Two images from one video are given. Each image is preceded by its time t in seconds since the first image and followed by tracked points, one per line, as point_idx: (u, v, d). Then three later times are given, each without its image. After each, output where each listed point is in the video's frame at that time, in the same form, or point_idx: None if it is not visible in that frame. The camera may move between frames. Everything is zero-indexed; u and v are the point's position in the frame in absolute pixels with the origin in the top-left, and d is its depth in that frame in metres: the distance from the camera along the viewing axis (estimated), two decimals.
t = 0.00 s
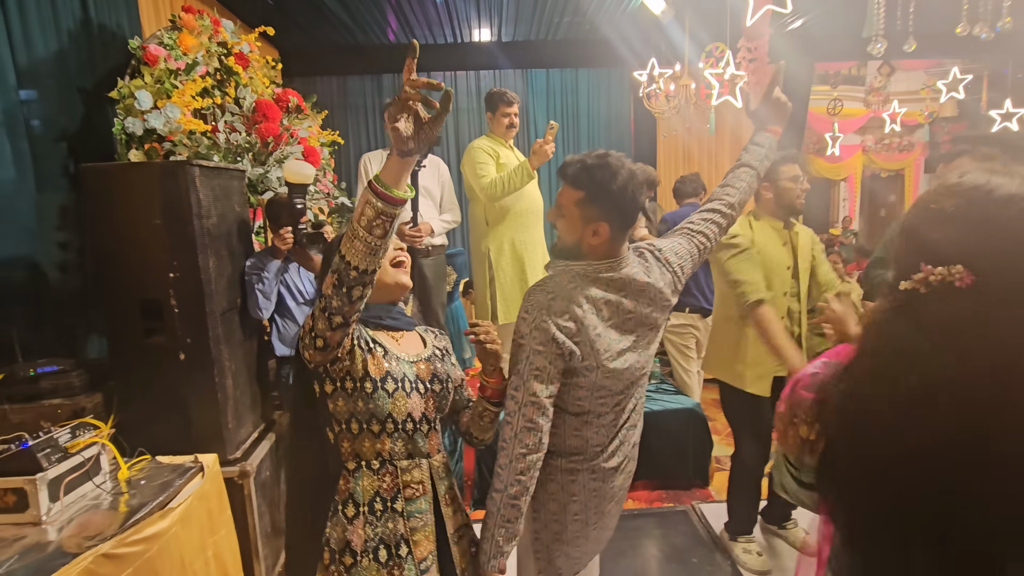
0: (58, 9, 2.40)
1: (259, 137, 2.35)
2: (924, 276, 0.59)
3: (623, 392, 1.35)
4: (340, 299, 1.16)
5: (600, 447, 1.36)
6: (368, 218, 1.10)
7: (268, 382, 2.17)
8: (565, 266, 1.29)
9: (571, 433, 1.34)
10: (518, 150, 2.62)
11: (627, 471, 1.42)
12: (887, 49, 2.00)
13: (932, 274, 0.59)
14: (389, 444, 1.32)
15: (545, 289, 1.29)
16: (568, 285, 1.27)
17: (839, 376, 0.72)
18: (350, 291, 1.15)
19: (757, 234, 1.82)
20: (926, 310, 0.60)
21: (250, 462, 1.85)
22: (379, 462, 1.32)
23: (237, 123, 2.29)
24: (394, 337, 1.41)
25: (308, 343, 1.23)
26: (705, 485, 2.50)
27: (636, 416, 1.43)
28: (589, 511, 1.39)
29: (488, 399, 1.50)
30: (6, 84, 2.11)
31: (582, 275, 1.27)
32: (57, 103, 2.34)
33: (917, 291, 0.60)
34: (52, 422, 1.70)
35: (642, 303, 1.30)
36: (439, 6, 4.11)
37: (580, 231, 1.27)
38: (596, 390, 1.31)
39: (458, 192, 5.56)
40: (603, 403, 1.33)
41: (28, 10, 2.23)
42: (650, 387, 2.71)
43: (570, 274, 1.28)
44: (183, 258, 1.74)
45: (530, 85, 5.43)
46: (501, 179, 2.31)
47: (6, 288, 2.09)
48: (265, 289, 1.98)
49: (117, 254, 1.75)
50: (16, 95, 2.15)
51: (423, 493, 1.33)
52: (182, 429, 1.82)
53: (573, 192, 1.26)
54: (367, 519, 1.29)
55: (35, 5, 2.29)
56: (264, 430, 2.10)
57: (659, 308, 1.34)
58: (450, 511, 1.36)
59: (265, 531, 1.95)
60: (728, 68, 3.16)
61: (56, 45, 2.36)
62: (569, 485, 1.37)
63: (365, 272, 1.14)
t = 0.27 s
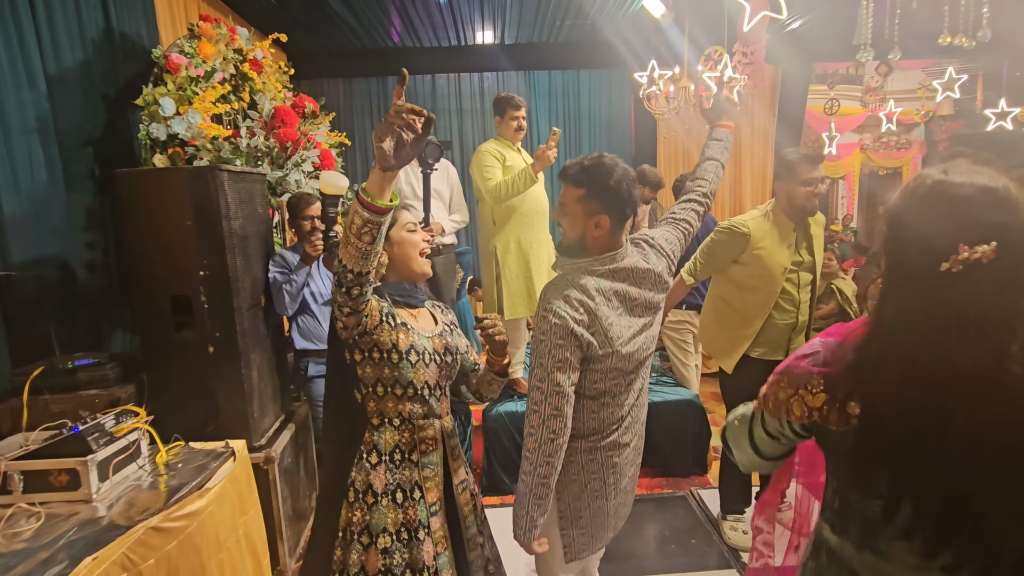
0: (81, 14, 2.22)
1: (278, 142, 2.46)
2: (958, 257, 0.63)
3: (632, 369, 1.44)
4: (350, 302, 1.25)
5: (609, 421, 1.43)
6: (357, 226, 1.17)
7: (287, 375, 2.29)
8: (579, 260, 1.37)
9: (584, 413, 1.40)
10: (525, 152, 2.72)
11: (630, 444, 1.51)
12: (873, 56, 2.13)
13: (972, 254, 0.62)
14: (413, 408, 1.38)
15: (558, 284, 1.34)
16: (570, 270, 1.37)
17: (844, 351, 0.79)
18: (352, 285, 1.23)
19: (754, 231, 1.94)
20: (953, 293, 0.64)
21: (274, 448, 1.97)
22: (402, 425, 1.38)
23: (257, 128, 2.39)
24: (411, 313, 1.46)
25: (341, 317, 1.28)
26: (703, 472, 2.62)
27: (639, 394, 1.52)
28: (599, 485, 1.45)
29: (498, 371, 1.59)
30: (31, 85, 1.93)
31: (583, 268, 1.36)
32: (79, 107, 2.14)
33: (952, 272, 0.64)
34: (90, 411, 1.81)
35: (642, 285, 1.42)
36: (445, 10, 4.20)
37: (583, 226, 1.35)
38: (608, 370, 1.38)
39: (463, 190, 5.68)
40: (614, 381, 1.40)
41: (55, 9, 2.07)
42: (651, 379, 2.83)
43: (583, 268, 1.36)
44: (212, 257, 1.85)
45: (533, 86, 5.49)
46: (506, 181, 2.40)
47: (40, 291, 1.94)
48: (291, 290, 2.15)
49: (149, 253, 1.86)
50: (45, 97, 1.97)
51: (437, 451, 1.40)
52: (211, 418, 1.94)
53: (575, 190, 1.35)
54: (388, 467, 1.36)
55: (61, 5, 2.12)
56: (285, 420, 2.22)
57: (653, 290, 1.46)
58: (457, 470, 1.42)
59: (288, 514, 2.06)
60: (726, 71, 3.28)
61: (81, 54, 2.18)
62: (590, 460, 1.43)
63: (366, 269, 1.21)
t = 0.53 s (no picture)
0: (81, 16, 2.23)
1: (277, 141, 2.45)
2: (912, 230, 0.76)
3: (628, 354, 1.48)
4: (294, 332, 1.37)
5: (610, 403, 1.48)
6: (283, 278, 1.34)
7: (287, 372, 2.31)
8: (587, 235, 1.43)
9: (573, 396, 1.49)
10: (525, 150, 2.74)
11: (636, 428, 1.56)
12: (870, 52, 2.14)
13: (925, 228, 0.75)
14: (369, 416, 1.47)
15: (553, 271, 1.43)
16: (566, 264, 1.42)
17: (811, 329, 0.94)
18: (294, 312, 1.35)
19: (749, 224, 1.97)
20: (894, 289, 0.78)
21: (274, 445, 1.99)
22: (362, 432, 1.47)
23: (255, 127, 2.40)
24: (377, 325, 1.53)
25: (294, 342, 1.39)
26: (700, 468, 2.64)
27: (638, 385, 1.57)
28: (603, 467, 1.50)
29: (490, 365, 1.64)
30: (32, 86, 1.95)
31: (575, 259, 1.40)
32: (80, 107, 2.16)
33: (908, 247, 0.77)
34: (91, 408, 1.83)
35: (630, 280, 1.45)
36: (443, 9, 4.22)
37: (597, 207, 1.43)
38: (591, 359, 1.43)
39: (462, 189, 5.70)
40: (604, 369, 1.45)
41: (54, 12, 2.08)
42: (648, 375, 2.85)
43: (584, 253, 1.40)
44: (212, 256, 1.87)
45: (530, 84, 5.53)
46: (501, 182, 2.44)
47: (41, 290, 1.97)
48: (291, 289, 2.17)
49: (149, 251, 1.88)
50: (44, 97, 1.99)
51: (394, 456, 1.47)
52: (211, 414, 1.96)
53: (594, 171, 1.41)
54: (346, 469, 1.46)
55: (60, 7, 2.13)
56: (284, 417, 2.24)
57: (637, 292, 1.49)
58: (421, 472, 1.50)
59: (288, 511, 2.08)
60: (723, 69, 3.30)
61: (81, 54, 2.19)
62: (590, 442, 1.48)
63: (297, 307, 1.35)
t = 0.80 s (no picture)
0: (80, 15, 2.23)
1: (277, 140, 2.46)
2: (911, 240, 0.75)
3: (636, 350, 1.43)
4: (320, 306, 1.32)
5: (615, 408, 1.43)
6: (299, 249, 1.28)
7: (287, 369, 2.32)
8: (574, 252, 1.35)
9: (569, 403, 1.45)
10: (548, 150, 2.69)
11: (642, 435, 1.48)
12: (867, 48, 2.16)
13: (921, 237, 0.74)
14: (398, 407, 1.41)
15: (579, 258, 1.33)
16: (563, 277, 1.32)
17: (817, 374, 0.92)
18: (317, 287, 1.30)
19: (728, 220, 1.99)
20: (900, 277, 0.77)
21: (276, 442, 2.00)
22: (389, 423, 1.42)
23: (255, 126, 2.40)
24: (399, 322, 1.51)
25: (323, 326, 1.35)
26: (699, 463, 2.65)
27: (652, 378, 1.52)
28: (613, 470, 1.46)
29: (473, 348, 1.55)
30: (31, 86, 1.95)
31: (587, 271, 1.31)
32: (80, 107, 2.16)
33: (907, 257, 0.76)
34: (93, 406, 1.83)
35: (646, 287, 1.38)
36: (442, 7, 4.22)
37: (595, 223, 1.32)
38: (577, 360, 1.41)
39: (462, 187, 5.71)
40: (601, 374, 1.40)
41: (54, 11, 2.09)
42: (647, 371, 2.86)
43: (585, 268, 1.32)
44: (213, 254, 1.88)
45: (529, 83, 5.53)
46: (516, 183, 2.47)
47: (43, 290, 1.97)
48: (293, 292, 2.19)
49: (151, 250, 1.89)
50: (44, 97, 1.99)
51: (424, 448, 1.42)
52: (213, 412, 1.96)
53: (587, 188, 1.30)
54: (378, 461, 1.42)
55: (60, 6, 2.13)
56: (286, 414, 2.25)
57: (658, 289, 1.42)
58: (454, 457, 1.44)
59: (290, 507, 2.10)
60: (722, 66, 3.31)
61: (80, 54, 2.20)
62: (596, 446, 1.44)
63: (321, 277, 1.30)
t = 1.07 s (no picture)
0: (77, 15, 2.22)
1: (275, 140, 2.46)
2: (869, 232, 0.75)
3: (638, 345, 1.38)
4: (323, 316, 1.35)
5: (611, 405, 1.39)
6: (319, 252, 1.30)
7: (285, 370, 2.32)
8: (565, 234, 1.38)
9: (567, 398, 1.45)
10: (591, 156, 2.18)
11: (650, 434, 1.42)
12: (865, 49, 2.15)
13: (869, 234, 0.75)
14: (387, 400, 1.39)
15: (575, 248, 1.35)
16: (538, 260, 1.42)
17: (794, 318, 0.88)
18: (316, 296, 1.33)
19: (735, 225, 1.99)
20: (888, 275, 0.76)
21: (273, 442, 2.00)
22: (377, 418, 1.40)
23: (252, 126, 2.40)
24: (393, 315, 1.47)
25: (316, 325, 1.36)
26: (697, 463, 2.65)
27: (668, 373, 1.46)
28: (618, 469, 1.41)
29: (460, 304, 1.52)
30: (27, 86, 1.95)
31: (563, 266, 1.36)
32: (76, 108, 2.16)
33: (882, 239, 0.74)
34: (90, 407, 1.83)
35: (642, 279, 1.33)
36: (441, 8, 4.22)
37: (583, 209, 1.36)
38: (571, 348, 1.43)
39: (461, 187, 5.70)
40: (591, 367, 1.40)
41: (50, 11, 2.08)
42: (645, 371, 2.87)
43: (568, 257, 1.35)
44: (210, 254, 1.88)
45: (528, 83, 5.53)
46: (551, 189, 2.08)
47: (39, 291, 1.97)
48: (293, 292, 2.21)
49: (148, 251, 1.89)
50: (39, 97, 1.99)
51: (411, 441, 1.40)
52: (210, 412, 1.96)
53: (573, 174, 1.34)
54: (364, 454, 1.39)
55: (57, 6, 2.13)
56: (284, 414, 2.25)
57: (656, 280, 1.35)
58: (439, 458, 1.40)
59: (288, 508, 2.10)
60: (721, 66, 3.31)
61: (77, 54, 2.19)
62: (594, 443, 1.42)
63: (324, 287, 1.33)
